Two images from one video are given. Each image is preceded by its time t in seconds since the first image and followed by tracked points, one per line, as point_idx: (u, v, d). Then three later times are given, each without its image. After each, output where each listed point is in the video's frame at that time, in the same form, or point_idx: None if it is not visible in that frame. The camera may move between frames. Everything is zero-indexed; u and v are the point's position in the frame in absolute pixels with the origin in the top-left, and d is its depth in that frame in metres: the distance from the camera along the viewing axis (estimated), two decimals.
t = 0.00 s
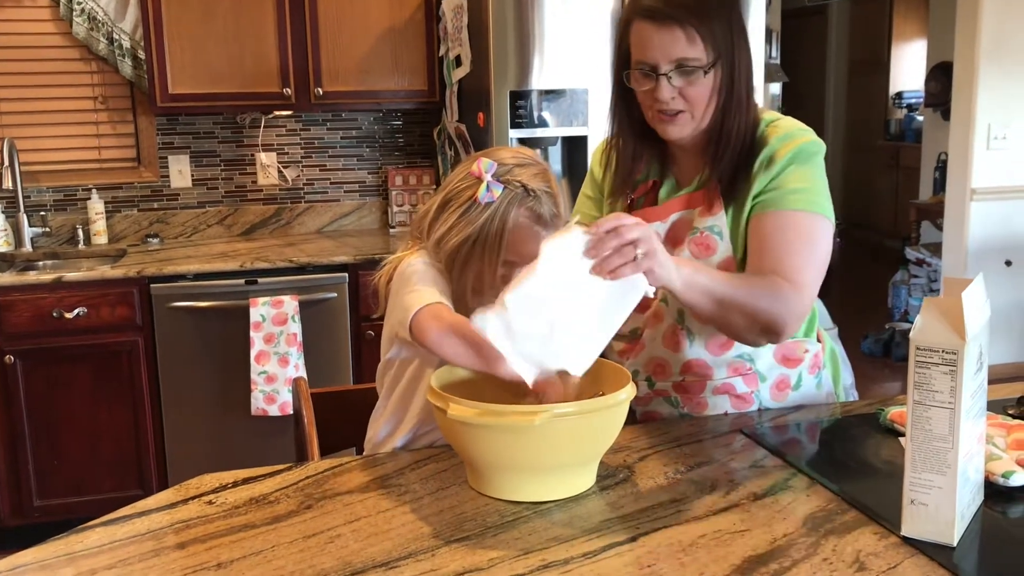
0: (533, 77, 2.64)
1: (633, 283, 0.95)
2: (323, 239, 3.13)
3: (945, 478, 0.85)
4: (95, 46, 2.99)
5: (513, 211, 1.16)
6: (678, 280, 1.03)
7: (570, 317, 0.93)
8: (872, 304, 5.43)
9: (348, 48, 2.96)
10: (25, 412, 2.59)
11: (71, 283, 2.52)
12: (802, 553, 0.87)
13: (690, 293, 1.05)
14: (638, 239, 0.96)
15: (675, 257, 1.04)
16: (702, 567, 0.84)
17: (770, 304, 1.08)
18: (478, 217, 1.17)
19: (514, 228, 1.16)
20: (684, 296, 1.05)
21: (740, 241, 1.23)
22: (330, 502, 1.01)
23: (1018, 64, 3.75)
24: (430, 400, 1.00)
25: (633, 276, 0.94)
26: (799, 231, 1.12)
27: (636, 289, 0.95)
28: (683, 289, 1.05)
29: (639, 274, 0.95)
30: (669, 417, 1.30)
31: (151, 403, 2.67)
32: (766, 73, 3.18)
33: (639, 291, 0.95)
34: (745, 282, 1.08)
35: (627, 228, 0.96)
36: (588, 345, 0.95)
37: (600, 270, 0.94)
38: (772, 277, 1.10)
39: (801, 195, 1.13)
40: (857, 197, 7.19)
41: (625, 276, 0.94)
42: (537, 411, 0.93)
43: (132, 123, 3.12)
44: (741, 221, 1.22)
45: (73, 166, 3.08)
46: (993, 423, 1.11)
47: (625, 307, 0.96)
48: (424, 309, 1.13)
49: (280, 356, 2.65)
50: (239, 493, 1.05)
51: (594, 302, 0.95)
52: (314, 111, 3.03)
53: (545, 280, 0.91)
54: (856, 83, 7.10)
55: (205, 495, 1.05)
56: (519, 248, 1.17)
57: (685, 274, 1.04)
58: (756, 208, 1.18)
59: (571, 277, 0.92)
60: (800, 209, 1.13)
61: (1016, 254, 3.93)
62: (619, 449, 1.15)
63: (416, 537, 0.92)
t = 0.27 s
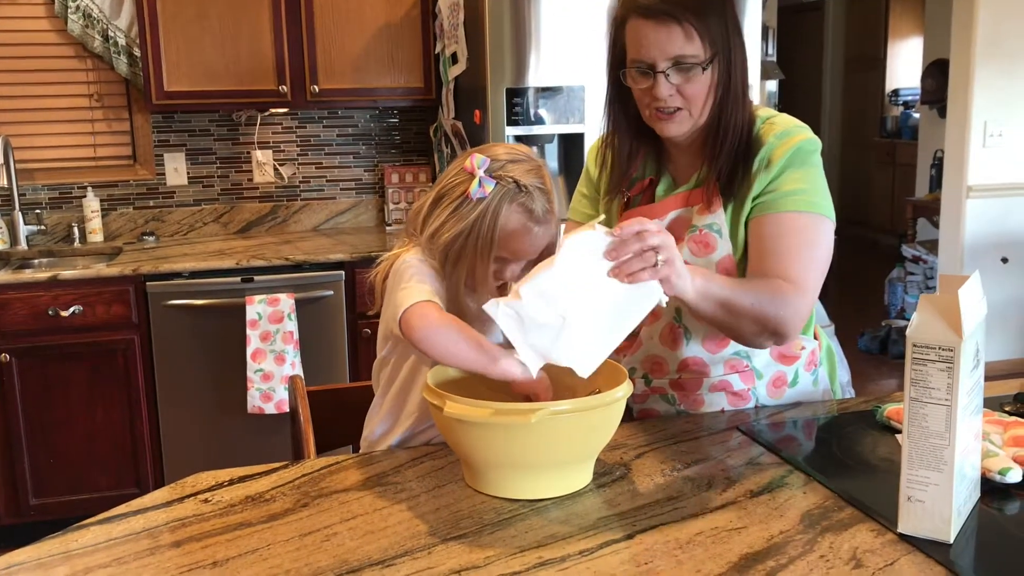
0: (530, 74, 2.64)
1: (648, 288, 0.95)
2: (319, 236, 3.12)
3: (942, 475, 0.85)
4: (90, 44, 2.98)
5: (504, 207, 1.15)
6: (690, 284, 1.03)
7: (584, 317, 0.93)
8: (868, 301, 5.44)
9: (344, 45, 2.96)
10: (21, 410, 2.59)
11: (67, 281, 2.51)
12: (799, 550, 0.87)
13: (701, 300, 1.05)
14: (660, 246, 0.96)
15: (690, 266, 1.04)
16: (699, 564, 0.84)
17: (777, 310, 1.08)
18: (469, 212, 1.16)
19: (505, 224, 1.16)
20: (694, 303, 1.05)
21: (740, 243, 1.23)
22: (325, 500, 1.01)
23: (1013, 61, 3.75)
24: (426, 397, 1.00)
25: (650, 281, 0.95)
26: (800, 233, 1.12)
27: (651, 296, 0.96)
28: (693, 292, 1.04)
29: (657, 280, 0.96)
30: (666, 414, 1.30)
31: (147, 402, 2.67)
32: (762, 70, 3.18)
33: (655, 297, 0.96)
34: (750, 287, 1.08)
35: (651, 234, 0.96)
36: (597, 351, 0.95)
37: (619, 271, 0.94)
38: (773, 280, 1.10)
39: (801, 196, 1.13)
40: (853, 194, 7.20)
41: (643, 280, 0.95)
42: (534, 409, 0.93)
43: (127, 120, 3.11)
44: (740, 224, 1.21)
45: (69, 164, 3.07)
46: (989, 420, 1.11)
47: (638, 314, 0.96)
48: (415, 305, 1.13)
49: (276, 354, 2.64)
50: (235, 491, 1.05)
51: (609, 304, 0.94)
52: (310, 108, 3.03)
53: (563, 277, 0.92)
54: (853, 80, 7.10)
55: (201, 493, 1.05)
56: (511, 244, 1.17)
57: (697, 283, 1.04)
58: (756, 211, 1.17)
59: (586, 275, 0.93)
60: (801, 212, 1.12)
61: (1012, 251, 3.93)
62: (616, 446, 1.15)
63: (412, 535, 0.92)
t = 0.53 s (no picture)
0: (527, 70, 2.63)
1: (650, 285, 0.97)
2: (316, 233, 3.11)
3: (941, 469, 0.85)
4: (86, 40, 2.97)
5: (499, 200, 1.15)
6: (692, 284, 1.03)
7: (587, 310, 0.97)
8: (866, 297, 5.44)
9: (341, 41, 2.95)
10: (18, 407, 2.58)
11: (63, 277, 2.51)
12: (797, 545, 0.87)
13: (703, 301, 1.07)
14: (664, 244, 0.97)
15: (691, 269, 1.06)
16: (697, 559, 0.84)
17: (778, 306, 1.08)
18: (464, 206, 1.16)
19: (500, 218, 1.15)
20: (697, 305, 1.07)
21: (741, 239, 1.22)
22: (322, 496, 1.01)
23: (1010, 57, 3.75)
24: (423, 392, 1.00)
25: (652, 279, 0.97)
26: (801, 228, 1.12)
27: (653, 295, 0.98)
28: (696, 291, 1.05)
29: (660, 278, 0.98)
30: (664, 409, 1.30)
31: (144, 398, 2.66)
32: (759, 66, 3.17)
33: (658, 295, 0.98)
34: (752, 286, 1.08)
35: (655, 232, 0.97)
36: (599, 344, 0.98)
37: (622, 268, 0.97)
38: (775, 277, 1.09)
39: (802, 191, 1.13)
40: (850, 191, 7.20)
41: (645, 278, 0.97)
42: (533, 404, 0.92)
43: (123, 117, 3.10)
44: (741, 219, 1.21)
45: (65, 161, 3.06)
46: (987, 415, 1.11)
47: (642, 310, 0.99)
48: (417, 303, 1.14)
49: (273, 351, 2.62)
50: (232, 487, 1.04)
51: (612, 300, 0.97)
52: (307, 104, 3.02)
53: (565, 271, 0.96)
54: (850, 76, 7.10)
55: (198, 489, 1.04)
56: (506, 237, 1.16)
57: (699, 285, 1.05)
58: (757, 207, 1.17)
59: (589, 270, 0.96)
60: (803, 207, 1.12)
61: (1009, 247, 3.94)
62: (614, 441, 1.15)
63: (410, 531, 0.91)
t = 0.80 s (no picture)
0: (526, 67, 2.63)
1: (666, 284, 0.95)
2: (315, 230, 3.11)
3: (941, 466, 0.85)
4: (84, 37, 2.97)
5: (501, 199, 1.15)
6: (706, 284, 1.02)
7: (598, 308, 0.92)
8: (864, 294, 5.44)
9: (339, 38, 2.94)
10: (17, 405, 2.58)
11: (61, 275, 2.50)
12: (798, 542, 0.87)
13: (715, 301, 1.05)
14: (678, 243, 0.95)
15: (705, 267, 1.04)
16: (698, 557, 0.84)
17: (785, 307, 1.08)
18: (465, 204, 1.15)
19: (501, 216, 1.15)
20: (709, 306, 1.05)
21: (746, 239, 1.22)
22: (322, 493, 1.01)
23: (1009, 54, 3.75)
24: (423, 390, 1.00)
25: (667, 277, 0.95)
26: (804, 228, 1.12)
27: (666, 293, 0.96)
28: (708, 291, 1.03)
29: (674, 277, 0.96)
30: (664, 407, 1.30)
31: (143, 396, 2.66)
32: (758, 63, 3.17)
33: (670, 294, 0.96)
34: (760, 287, 1.08)
35: (673, 231, 0.94)
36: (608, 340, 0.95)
37: (638, 267, 0.94)
38: (779, 278, 1.09)
39: (804, 190, 1.13)
40: (849, 188, 7.20)
41: (660, 276, 0.95)
42: (533, 401, 0.92)
43: (122, 114, 3.09)
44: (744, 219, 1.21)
45: (63, 158, 3.06)
46: (987, 412, 1.11)
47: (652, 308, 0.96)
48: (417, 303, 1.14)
49: (272, 348, 2.63)
50: (232, 485, 1.04)
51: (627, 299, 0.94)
52: (305, 102, 3.01)
53: (580, 268, 0.91)
54: (849, 73, 7.10)
55: (197, 487, 1.04)
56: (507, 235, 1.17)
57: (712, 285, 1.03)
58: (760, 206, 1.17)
59: (604, 269, 0.92)
60: (806, 206, 1.13)
61: (1008, 244, 3.94)
62: (614, 439, 1.15)
63: (410, 528, 0.91)
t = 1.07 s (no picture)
0: (526, 66, 2.62)
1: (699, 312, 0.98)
2: (315, 229, 3.11)
3: (943, 466, 0.85)
4: (84, 36, 2.96)
5: (503, 199, 1.15)
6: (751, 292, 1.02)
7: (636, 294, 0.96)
8: (864, 294, 5.44)
9: (339, 38, 2.94)
10: (17, 405, 2.57)
11: (61, 274, 2.50)
12: (800, 542, 0.87)
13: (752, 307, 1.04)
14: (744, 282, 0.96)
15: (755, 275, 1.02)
16: (700, 557, 0.84)
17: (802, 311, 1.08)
18: (467, 205, 1.15)
19: (504, 216, 1.15)
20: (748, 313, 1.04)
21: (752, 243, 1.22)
22: (323, 493, 1.00)
23: (1009, 53, 3.75)
24: (424, 390, 1.00)
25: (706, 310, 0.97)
26: (809, 234, 1.12)
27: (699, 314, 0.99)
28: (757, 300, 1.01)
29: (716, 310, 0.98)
30: (666, 406, 1.30)
31: (143, 396, 2.66)
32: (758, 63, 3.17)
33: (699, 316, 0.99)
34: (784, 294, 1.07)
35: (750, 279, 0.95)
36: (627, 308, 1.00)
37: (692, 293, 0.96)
38: (792, 285, 1.10)
39: (809, 195, 1.13)
40: (849, 187, 7.20)
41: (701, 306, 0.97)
42: (535, 400, 0.92)
43: (121, 113, 3.09)
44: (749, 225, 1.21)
45: (63, 157, 3.06)
46: (989, 411, 1.11)
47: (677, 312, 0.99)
48: (411, 304, 1.12)
49: (272, 348, 2.62)
50: (233, 485, 1.04)
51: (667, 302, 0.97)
52: (306, 101, 3.01)
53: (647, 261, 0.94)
54: (848, 73, 7.10)
55: (198, 487, 1.04)
56: (511, 236, 1.17)
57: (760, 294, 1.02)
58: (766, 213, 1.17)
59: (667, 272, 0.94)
60: (813, 212, 1.13)
61: (1008, 243, 3.94)
62: (615, 438, 1.15)
63: (412, 528, 0.91)
